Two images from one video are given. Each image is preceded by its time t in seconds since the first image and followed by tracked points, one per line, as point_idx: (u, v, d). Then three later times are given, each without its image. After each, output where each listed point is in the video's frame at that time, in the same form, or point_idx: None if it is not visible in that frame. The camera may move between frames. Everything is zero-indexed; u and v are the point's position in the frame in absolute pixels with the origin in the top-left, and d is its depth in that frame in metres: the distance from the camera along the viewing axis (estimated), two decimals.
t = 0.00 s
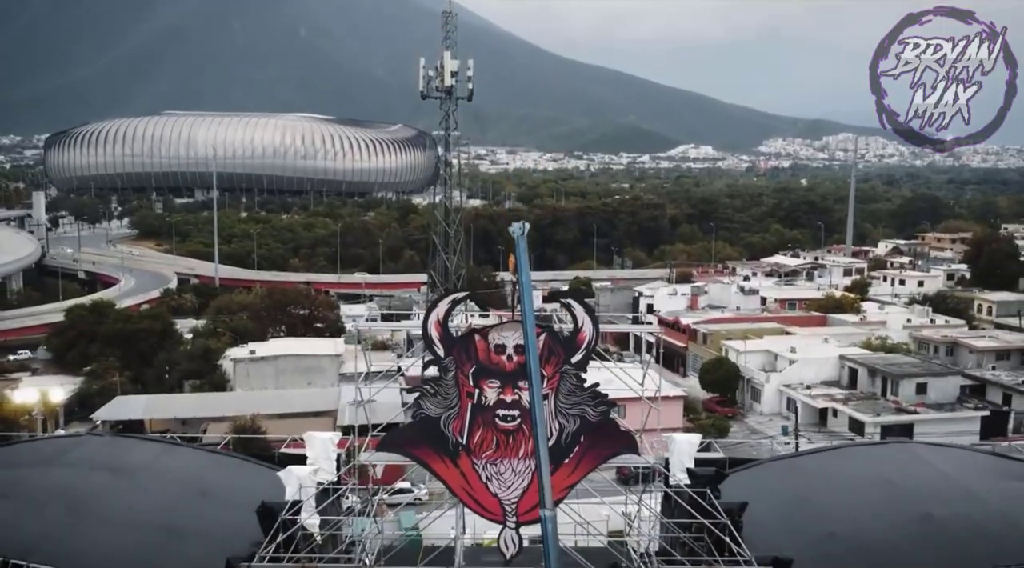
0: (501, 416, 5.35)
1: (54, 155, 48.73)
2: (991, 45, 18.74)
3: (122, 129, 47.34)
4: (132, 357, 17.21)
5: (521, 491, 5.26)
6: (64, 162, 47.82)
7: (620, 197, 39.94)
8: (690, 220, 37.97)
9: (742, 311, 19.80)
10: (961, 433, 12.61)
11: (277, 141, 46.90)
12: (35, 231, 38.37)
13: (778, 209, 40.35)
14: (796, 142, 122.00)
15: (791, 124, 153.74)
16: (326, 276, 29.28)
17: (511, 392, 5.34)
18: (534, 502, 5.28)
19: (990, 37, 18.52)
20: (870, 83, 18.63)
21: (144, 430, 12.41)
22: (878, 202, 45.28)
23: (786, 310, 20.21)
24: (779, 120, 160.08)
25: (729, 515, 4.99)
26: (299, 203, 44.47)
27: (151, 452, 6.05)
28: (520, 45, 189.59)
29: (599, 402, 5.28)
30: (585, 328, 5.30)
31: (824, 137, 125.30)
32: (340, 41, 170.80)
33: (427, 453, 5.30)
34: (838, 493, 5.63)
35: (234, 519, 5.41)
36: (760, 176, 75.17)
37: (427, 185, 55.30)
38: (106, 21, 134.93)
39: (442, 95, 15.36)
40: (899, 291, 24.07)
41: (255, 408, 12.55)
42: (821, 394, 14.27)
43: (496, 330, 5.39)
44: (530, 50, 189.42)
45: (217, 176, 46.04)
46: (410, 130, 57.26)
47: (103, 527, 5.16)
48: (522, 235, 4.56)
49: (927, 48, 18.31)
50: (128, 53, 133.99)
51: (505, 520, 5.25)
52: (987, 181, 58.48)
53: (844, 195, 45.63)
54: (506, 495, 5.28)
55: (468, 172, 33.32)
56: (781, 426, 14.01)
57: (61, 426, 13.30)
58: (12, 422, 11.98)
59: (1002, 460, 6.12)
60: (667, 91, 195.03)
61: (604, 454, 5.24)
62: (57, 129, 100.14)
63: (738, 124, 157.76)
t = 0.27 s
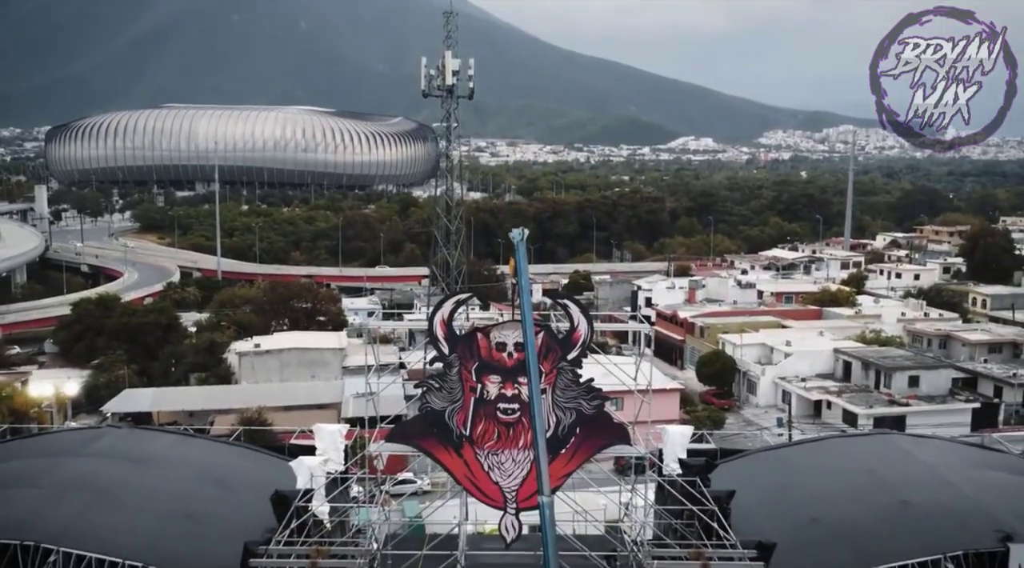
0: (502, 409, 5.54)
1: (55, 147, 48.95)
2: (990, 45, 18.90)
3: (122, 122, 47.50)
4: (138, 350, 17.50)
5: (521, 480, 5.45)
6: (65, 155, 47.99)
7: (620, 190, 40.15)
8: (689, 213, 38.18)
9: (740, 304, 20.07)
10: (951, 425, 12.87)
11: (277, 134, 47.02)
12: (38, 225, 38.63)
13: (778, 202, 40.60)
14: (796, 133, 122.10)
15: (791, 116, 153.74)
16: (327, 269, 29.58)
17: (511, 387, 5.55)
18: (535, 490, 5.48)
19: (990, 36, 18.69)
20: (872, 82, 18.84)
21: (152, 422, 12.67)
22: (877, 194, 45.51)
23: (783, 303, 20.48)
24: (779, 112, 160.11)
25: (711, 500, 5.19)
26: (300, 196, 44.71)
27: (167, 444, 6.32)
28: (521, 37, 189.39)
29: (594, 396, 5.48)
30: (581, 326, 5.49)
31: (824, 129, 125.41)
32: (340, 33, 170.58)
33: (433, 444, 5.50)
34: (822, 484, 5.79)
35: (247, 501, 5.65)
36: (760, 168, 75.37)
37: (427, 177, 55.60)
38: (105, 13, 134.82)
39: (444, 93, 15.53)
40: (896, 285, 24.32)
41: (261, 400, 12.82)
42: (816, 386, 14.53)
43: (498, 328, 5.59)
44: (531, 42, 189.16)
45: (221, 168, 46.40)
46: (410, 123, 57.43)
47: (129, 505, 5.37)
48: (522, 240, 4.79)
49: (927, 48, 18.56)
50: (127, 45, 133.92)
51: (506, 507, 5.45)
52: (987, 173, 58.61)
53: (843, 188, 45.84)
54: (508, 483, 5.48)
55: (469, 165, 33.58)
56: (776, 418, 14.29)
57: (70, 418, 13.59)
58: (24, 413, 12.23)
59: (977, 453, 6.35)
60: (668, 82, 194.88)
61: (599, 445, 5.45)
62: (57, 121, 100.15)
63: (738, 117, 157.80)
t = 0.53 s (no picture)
0: (503, 401, 5.67)
1: (55, 140, 49.13)
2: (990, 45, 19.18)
3: (123, 115, 47.64)
4: (143, 343, 17.72)
5: (521, 468, 5.56)
6: (66, 147, 48.14)
7: (619, 183, 40.33)
8: (689, 207, 38.39)
9: (737, 298, 20.33)
10: (942, 417, 13.11)
11: (278, 127, 47.16)
12: (39, 218, 38.81)
13: (777, 196, 40.81)
14: (797, 126, 122.17)
15: (791, 108, 153.74)
16: (329, 262, 29.82)
17: (511, 380, 5.70)
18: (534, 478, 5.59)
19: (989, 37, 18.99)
20: (873, 84, 19.08)
21: (158, 414, 12.89)
22: (876, 187, 45.69)
23: (780, 297, 20.71)
24: (779, 105, 160.09)
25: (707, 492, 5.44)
26: (301, 189, 44.91)
27: (181, 435, 6.56)
28: (521, 29, 189.29)
29: (590, 389, 5.63)
30: (576, 322, 5.66)
31: (825, 121, 125.47)
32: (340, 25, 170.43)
33: (436, 434, 5.62)
34: (808, 472, 6.04)
35: (261, 490, 5.88)
36: (760, 160, 75.54)
37: (427, 170, 55.80)
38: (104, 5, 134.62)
39: (445, 91, 15.70)
40: (893, 278, 24.55)
41: (266, 393, 13.03)
42: (811, 379, 14.79)
43: (499, 324, 5.74)
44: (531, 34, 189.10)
45: (223, 161, 46.63)
46: (410, 115, 57.55)
47: (148, 493, 5.59)
48: (521, 243, 5.03)
49: (928, 48, 18.81)
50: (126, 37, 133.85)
51: (506, 494, 5.55)
52: (987, 165, 58.77)
53: (842, 180, 46.02)
54: (508, 471, 5.58)
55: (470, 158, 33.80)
56: (771, 410, 14.56)
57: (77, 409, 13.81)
58: (32, 405, 12.48)
59: (956, 443, 6.62)
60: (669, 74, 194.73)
61: (594, 435, 5.60)
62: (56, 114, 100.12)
63: (738, 109, 157.84)
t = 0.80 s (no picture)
0: (503, 391, 5.93)
1: (56, 131, 49.21)
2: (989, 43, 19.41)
3: (123, 107, 47.75)
4: (149, 334, 18.00)
5: (520, 455, 5.85)
6: (67, 139, 48.27)
7: (620, 174, 40.53)
8: (688, 198, 38.61)
9: (734, 290, 20.60)
10: (934, 407, 13.39)
11: (278, 118, 47.28)
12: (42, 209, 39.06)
13: (776, 187, 41.03)
14: (797, 116, 122.27)
15: (791, 98, 153.68)
16: (330, 253, 30.09)
17: (511, 371, 5.94)
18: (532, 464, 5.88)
19: (990, 33, 19.22)
20: (874, 84, 19.32)
21: (167, 404, 13.17)
22: (875, 178, 45.90)
23: (776, 289, 20.99)
24: (780, 95, 160.02)
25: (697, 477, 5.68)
26: (302, 180, 45.12)
27: (194, 424, 6.84)
28: (521, 19, 189.11)
29: (586, 381, 5.91)
30: (573, 317, 5.91)
31: (825, 112, 125.48)
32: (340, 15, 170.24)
33: (441, 422, 5.89)
34: (794, 460, 6.30)
35: (273, 476, 6.17)
36: (759, 151, 75.69)
37: (427, 161, 56.00)
38: None
39: (447, 88, 16.00)
40: (889, 270, 24.81)
41: (273, 383, 13.32)
42: (805, 369, 15.08)
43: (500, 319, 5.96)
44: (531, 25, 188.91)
45: (224, 152, 46.83)
46: (410, 106, 57.70)
47: (169, 480, 5.86)
48: (521, 242, 5.24)
49: (927, 48, 19.16)
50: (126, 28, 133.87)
51: (506, 478, 5.85)
52: (987, 156, 58.93)
53: (841, 171, 46.21)
54: (508, 457, 5.87)
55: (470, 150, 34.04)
56: (766, 400, 14.85)
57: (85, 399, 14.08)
58: (43, 395, 12.75)
59: (937, 431, 6.92)
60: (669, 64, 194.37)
61: (589, 423, 5.88)
62: (55, 105, 100.22)
63: (738, 99, 157.80)
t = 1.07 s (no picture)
0: (504, 384, 6.14)
1: (57, 125, 49.39)
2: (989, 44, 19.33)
3: (124, 100, 47.85)
4: (153, 327, 18.21)
5: (519, 445, 6.08)
6: (68, 132, 48.34)
7: (620, 167, 40.69)
8: (688, 191, 38.81)
9: (731, 283, 20.84)
10: (927, 400, 13.62)
11: (279, 111, 47.43)
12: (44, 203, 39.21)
13: (776, 179, 41.20)
14: (797, 109, 122.38)
15: (791, 91, 153.67)
16: (331, 247, 30.31)
17: (511, 363, 6.15)
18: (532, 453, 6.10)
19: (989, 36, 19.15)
20: (873, 85, 19.23)
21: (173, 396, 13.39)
22: (874, 170, 46.05)
23: (773, 283, 21.21)
24: (780, 87, 159.98)
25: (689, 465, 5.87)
26: (303, 173, 45.33)
27: (206, 416, 7.10)
28: (521, 12, 188.95)
29: (582, 373, 6.13)
30: (569, 313, 6.14)
31: (825, 104, 125.56)
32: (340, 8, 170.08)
33: (444, 412, 6.11)
34: (785, 451, 6.52)
35: (282, 466, 6.39)
36: (760, 144, 75.78)
37: (427, 155, 56.16)
38: None
39: (448, 86, 16.22)
40: (886, 263, 25.04)
41: (276, 376, 13.55)
42: (800, 362, 15.31)
43: (501, 314, 6.16)
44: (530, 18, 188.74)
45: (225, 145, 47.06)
46: (410, 99, 57.84)
47: (184, 469, 6.08)
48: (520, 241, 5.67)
49: (928, 48, 18.99)
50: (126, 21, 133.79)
51: (506, 466, 6.07)
52: (987, 149, 59.07)
53: (840, 164, 46.37)
54: (508, 447, 6.09)
55: (471, 144, 34.22)
56: (762, 392, 15.09)
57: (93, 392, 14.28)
58: (51, 388, 12.95)
59: (923, 423, 7.15)
60: (669, 57, 194.23)
61: (585, 414, 6.11)
62: (56, 97, 100.21)
63: (739, 91, 157.74)
